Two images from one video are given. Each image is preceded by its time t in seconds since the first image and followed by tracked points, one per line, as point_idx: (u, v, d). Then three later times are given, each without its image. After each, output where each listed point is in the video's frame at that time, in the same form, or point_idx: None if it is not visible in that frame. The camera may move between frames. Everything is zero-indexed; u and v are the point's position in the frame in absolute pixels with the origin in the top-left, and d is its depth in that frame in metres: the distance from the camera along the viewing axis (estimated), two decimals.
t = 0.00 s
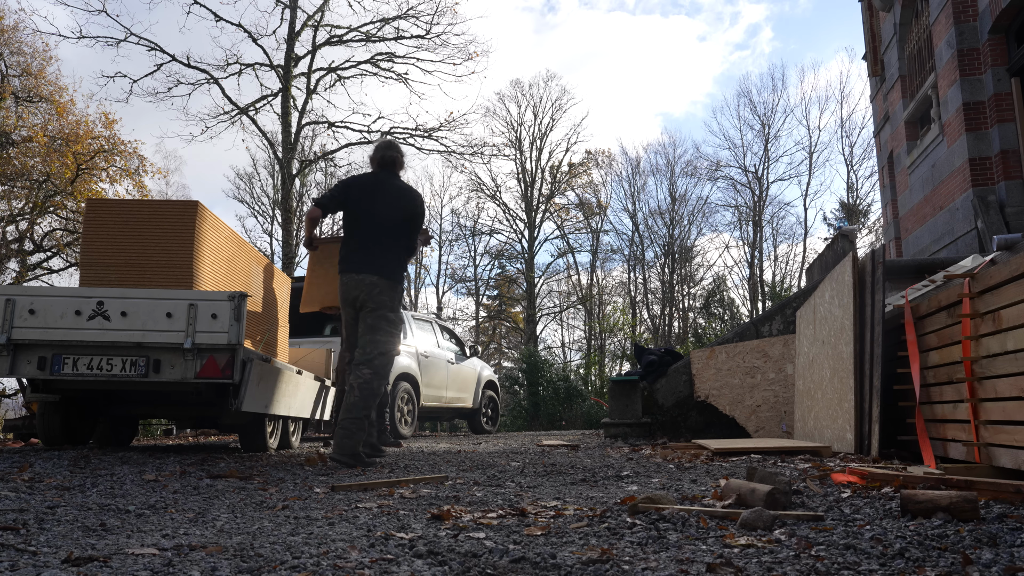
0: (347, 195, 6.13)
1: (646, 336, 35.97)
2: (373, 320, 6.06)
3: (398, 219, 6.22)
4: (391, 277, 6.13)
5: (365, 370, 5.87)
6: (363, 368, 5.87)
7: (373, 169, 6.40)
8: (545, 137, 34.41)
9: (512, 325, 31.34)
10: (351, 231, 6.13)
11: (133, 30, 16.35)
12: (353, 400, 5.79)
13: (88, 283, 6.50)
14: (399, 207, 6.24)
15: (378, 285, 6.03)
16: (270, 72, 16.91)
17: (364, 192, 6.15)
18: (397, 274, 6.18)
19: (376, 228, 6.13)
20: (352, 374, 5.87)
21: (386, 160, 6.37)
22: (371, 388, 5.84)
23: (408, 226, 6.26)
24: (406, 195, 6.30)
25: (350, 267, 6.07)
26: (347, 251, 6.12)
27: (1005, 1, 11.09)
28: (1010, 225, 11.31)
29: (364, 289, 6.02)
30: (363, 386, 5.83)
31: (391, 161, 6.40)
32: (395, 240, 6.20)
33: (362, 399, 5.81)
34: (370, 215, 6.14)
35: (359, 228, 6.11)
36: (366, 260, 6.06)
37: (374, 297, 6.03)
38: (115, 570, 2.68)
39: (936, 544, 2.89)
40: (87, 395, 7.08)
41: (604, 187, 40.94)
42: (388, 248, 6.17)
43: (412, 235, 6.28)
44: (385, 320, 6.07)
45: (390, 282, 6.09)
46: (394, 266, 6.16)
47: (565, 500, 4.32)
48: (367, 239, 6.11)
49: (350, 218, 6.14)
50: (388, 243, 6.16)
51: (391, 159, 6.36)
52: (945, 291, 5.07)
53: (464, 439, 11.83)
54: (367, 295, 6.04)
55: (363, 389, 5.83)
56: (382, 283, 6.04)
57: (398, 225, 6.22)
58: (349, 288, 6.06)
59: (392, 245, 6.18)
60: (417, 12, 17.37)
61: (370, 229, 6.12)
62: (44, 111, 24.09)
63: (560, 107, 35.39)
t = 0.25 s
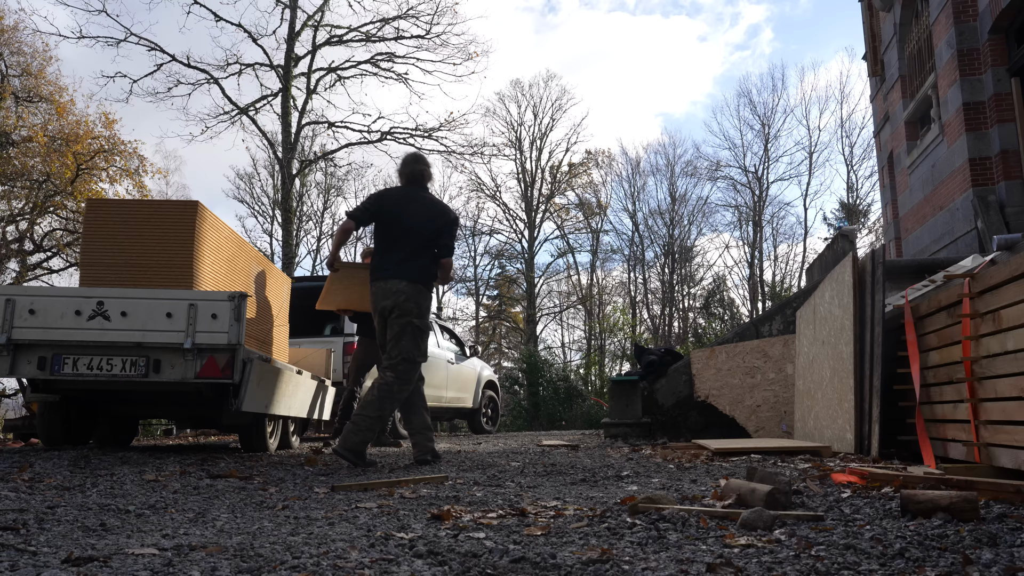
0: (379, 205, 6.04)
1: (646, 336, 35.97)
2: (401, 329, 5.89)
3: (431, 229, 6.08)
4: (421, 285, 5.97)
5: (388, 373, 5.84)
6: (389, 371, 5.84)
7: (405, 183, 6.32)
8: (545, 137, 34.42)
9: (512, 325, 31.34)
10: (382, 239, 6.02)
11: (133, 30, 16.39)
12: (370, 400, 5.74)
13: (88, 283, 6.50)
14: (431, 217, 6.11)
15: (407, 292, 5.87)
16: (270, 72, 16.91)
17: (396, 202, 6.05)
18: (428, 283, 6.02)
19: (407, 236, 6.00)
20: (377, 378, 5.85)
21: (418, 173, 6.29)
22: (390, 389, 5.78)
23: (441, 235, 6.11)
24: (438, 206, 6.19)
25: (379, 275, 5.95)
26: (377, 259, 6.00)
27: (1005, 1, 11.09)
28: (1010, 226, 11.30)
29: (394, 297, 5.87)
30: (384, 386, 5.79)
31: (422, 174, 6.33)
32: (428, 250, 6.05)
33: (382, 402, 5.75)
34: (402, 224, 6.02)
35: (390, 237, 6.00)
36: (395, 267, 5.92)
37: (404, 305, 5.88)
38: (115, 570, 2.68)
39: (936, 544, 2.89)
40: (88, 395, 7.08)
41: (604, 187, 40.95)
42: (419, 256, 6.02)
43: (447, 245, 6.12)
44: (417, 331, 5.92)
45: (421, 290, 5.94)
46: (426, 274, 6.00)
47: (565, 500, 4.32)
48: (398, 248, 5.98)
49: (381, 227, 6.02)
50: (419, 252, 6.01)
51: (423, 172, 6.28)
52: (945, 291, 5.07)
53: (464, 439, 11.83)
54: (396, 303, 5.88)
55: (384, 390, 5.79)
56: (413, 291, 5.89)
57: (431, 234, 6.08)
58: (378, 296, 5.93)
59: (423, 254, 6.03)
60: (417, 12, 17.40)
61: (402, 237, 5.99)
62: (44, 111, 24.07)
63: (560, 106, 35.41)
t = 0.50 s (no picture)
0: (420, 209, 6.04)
1: (646, 336, 35.96)
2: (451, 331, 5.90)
3: (470, 236, 6.08)
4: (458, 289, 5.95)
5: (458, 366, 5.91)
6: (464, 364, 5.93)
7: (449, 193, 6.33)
8: (545, 137, 34.44)
9: (512, 325, 31.36)
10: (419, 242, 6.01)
11: (133, 30, 16.42)
12: (450, 381, 5.79)
13: (89, 283, 6.50)
14: (471, 224, 6.12)
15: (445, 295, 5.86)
16: (270, 72, 16.94)
17: (436, 207, 6.06)
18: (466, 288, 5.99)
19: (446, 241, 5.99)
20: (452, 369, 5.93)
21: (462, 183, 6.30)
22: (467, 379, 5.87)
23: (480, 242, 6.10)
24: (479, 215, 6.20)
25: (416, 276, 5.92)
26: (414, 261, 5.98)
27: (1005, 1, 11.09)
28: (1010, 226, 11.30)
29: (430, 298, 5.86)
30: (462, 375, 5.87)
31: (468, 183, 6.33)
32: (466, 256, 6.03)
33: (459, 387, 5.79)
34: (441, 229, 6.01)
35: (429, 241, 5.99)
36: (433, 269, 5.91)
37: (440, 308, 5.86)
38: (115, 570, 2.68)
39: (937, 544, 2.89)
40: (88, 395, 7.08)
41: (604, 187, 40.94)
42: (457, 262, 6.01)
43: (484, 252, 6.11)
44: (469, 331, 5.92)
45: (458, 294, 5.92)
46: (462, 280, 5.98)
47: (565, 500, 4.32)
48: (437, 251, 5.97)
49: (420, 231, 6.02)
50: (457, 256, 5.99)
51: (468, 182, 6.29)
52: (945, 291, 5.07)
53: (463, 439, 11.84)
54: (435, 304, 5.87)
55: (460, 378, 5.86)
56: (451, 293, 5.87)
57: (469, 240, 6.06)
58: (414, 296, 5.90)
59: (461, 260, 6.01)
60: (417, 12, 17.42)
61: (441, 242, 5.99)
62: (44, 111, 24.07)
63: (560, 106, 35.46)
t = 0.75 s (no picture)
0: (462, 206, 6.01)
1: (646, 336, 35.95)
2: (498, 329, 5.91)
3: (510, 234, 6.11)
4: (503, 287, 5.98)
5: (522, 372, 5.90)
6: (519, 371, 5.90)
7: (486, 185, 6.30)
8: (545, 137, 34.42)
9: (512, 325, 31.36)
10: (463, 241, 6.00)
11: (133, 30, 16.43)
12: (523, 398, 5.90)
13: (88, 282, 6.50)
14: (511, 223, 6.14)
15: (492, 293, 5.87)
16: (270, 72, 16.93)
17: (479, 203, 6.04)
18: (509, 285, 6.01)
19: (489, 240, 6.00)
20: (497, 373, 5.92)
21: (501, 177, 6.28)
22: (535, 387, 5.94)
23: (518, 241, 6.15)
24: (517, 211, 6.23)
25: (463, 276, 5.90)
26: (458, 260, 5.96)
27: (1005, 1, 11.09)
28: (1010, 226, 11.30)
29: (476, 296, 5.86)
30: (528, 388, 5.90)
31: (506, 178, 6.30)
32: (507, 254, 6.05)
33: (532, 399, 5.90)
34: (483, 227, 6.02)
35: (473, 239, 5.99)
36: (479, 269, 5.91)
37: (486, 306, 5.86)
38: (115, 570, 2.68)
39: (936, 544, 2.89)
40: (88, 395, 7.08)
41: (604, 187, 40.92)
42: (500, 259, 6.03)
43: (522, 251, 6.17)
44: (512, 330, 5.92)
45: (503, 291, 5.94)
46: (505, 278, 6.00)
47: (565, 500, 4.32)
48: (481, 249, 5.97)
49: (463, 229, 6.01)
50: (500, 255, 6.01)
51: (508, 177, 6.26)
52: (945, 291, 5.07)
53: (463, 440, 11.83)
54: (480, 302, 5.86)
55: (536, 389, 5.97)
56: (496, 291, 5.89)
57: (509, 238, 6.10)
58: (460, 295, 5.87)
59: (503, 257, 6.04)
60: (417, 12, 17.41)
61: (484, 240, 5.99)
62: (44, 111, 24.06)
63: (560, 106, 35.45)
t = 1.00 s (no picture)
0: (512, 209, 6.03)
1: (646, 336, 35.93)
2: (546, 332, 5.86)
3: (565, 232, 6.04)
4: (557, 287, 5.93)
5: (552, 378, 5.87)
6: (551, 376, 5.86)
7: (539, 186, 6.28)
8: (545, 137, 34.42)
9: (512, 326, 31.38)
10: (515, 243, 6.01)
11: (133, 30, 16.46)
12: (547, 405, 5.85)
13: (89, 282, 6.50)
14: (567, 221, 6.07)
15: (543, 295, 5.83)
16: (270, 72, 16.94)
17: (531, 205, 6.04)
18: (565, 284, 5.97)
19: (543, 240, 5.97)
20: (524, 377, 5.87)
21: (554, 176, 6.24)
22: (563, 395, 5.92)
23: (574, 239, 6.07)
24: (571, 208, 6.15)
25: (515, 278, 5.95)
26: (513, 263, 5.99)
27: (1005, 1, 11.09)
28: (1010, 225, 11.30)
29: (528, 297, 5.86)
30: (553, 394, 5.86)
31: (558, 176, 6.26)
32: (562, 254, 6.01)
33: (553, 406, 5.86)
34: (536, 228, 5.99)
35: (525, 240, 5.99)
36: (532, 269, 5.91)
37: (538, 308, 5.84)
38: (115, 570, 2.68)
39: (936, 544, 2.89)
40: (88, 395, 7.08)
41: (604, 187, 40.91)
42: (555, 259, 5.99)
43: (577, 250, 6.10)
44: (562, 333, 5.88)
45: (556, 292, 5.89)
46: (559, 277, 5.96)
47: (565, 500, 4.32)
48: (534, 250, 5.96)
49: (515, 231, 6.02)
50: (555, 255, 5.97)
51: (561, 176, 6.22)
52: (945, 291, 5.07)
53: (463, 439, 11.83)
54: (534, 305, 5.85)
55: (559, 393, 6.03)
56: (548, 292, 5.85)
57: (564, 236, 6.03)
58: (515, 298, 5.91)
59: (558, 257, 5.99)
60: (417, 12, 17.43)
61: (537, 240, 5.96)
62: (44, 111, 24.05)
63: (560, 106, 35.47)
